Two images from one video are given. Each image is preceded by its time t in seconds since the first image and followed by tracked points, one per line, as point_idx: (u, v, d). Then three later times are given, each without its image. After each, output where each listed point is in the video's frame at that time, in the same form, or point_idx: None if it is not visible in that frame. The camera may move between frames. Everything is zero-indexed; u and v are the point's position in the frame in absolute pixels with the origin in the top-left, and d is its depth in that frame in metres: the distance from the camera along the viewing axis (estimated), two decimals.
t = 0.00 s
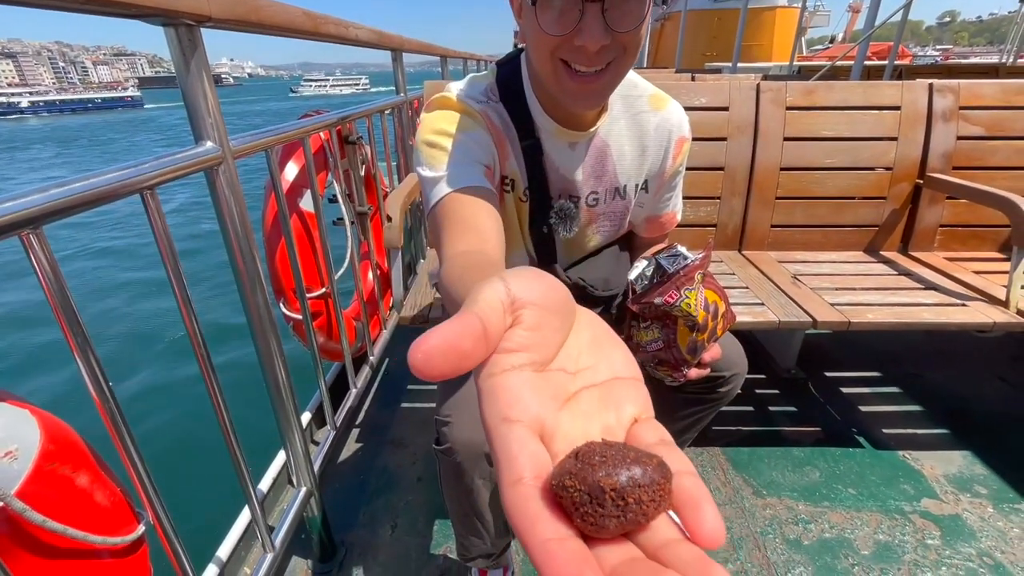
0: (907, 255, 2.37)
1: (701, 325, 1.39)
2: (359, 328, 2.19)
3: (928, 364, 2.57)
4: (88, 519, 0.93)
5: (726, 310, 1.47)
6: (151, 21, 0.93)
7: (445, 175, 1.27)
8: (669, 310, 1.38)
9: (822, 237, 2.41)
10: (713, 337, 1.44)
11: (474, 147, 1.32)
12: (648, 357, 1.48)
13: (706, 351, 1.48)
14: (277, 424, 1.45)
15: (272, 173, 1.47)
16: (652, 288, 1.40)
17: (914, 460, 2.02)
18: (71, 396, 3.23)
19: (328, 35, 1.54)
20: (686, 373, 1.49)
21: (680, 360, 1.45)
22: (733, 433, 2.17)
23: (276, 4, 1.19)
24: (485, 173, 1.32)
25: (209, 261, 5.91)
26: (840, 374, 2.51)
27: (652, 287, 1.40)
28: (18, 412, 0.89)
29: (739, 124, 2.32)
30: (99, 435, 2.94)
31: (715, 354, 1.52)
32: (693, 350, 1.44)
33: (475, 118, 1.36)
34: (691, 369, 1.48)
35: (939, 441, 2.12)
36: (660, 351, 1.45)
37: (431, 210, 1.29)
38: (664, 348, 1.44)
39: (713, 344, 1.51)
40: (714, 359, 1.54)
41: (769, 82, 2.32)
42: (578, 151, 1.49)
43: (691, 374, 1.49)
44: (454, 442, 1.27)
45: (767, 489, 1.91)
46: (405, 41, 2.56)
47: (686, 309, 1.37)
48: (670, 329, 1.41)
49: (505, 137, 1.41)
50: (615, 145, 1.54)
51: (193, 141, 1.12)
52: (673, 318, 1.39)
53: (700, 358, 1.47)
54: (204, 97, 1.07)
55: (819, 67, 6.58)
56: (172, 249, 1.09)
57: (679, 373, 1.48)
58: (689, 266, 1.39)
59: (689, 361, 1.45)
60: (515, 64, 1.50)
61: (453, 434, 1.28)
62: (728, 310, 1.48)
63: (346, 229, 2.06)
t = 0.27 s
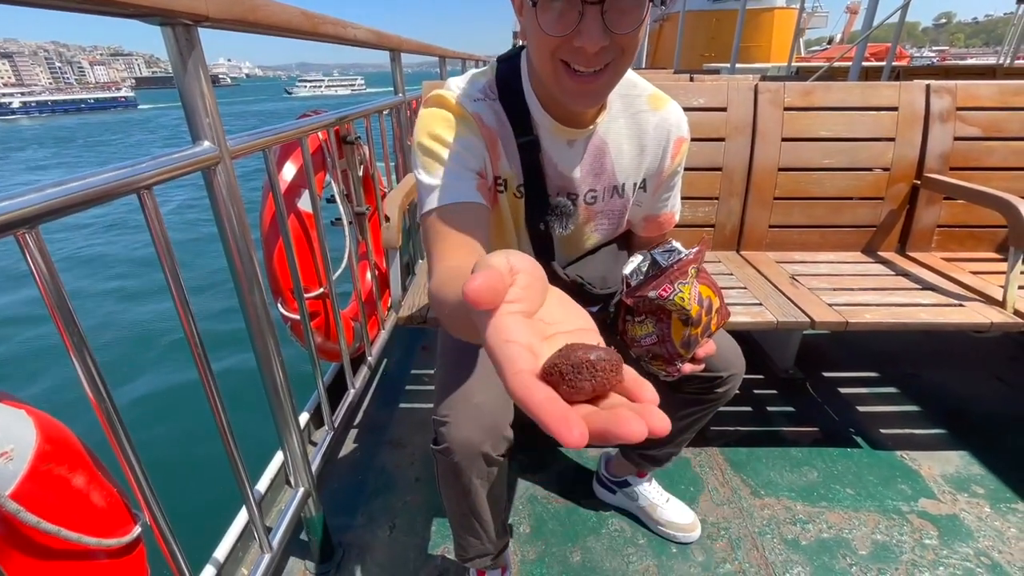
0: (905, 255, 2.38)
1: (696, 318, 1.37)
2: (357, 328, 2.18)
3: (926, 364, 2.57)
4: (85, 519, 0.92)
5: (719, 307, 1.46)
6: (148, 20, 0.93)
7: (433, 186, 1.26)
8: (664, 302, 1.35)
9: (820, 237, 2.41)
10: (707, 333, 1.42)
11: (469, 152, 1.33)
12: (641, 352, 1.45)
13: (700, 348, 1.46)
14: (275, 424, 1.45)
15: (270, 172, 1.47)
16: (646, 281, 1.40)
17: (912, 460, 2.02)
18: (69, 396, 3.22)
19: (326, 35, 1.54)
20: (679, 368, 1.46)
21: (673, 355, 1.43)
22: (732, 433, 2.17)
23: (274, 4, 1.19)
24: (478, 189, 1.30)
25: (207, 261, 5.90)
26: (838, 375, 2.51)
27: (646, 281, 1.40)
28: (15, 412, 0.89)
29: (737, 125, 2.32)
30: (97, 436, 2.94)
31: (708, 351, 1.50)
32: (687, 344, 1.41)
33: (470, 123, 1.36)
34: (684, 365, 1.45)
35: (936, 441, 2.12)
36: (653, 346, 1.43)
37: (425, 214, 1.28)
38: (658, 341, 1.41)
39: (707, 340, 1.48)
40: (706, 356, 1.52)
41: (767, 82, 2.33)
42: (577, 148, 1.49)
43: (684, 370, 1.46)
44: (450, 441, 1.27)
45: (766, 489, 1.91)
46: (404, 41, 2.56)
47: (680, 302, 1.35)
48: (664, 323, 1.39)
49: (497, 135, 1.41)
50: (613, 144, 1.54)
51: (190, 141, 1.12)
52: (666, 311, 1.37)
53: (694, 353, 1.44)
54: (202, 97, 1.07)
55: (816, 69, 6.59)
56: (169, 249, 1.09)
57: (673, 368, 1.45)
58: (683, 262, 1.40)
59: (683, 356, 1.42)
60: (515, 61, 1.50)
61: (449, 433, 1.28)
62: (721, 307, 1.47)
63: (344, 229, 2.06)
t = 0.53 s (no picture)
0: (901, 258, 2.39)
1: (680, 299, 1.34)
2: (355, 331, 2.18)
3: (922, 367, 2.58)
4: (82, 520, 0.92)
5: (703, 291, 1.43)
6: (148, 24, 0.93)
7: (427, 183, 1.36)
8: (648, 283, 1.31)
9: (817, 240, 2.43)
10: (692, 318, 1.39)
11: (461, 147, 1.40)
12: (626, 335, 1.41)
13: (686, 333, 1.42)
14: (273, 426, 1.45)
15: (269, 175, 1.47)
16: (631, 262, 1.34)
17: (908, 462, 2.03)
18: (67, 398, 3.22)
19: (324, 39, 1.55)
20: (662, 352, 1.42)
21: (658, 338, 1.39)
22: (729, 435, 2.18)
23: (273, 8, 1.20)
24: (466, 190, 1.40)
25: (205, 264, 5.90)
26: (835, 377, 2.52)
27: (631, 262, 1.34)
28: (14, 414, 0.89)
29: (733, 128, 2.34)
30: (96, 439, 2.94)
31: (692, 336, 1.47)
32: (672, 327, 1.38)
33: (471, 122, 1.41)
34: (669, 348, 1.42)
35: (933, 443, 2.13)
36: (639, 329, 1.39)
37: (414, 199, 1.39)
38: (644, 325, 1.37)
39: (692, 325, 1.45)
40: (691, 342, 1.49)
41: (764, 86, 2.34)
42: (574, 138, 1.51)
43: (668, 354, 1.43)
44: (444, 438, 1.28)
45: (763, 491, 1.92)
46: (402, 45, 2.57)
47: (665, 284, 1.31)
48: (650, 306, 1.36)
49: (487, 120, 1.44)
50: (610, 139, 1.55)
51: (189, 144, 1.13)
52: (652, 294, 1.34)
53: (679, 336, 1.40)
54: (201, 100, 1.07)
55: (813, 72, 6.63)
56: (168, 252, 1.09)
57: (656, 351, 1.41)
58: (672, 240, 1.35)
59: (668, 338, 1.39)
60: (520, 54, 1.52)
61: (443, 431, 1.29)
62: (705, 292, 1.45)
63: (342, 232, 2.07)
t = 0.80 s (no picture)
0: (898, 263, 2.41)
1: (659, 260, 1.37)
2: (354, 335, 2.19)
3: (920, 372, 2.60)
4: (83, 522, 0.93)
5: (684, 259, 1.47)
6: (153, 31, 0.95)
7: (427, 167, 1.46)
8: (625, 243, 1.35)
9: (814, 245, 2.44)
10: (672, 282, 1.42)
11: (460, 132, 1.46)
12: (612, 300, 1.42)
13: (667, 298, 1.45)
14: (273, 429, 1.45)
15: (270, 180, 1.48)
16: (612, 225, 1.37)
17: (906, 467, 2.04)
18: (66, 403, 3.22)
19: (327, 46, 1.56)
20: (645, 316, 1.43)
21: (639, 300, 1.40)
22: (728, 440, 2.19)
23: (276, 15, 1.22)
24: (461, 174, 1.49)
25: (204, 270, 5.90)
26: (833, 382, 2.53)
27: (612, 225, 1.37)
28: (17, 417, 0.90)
29: (731, 134, 2.36)
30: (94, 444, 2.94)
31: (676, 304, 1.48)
32: (651, 289, 1.40)
33: (469, 110, 1.47)
34: (651, 312, 1.43)
35: (930, 447, 2.14)
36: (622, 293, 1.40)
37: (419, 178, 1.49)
38: (624, 287, 1.39)
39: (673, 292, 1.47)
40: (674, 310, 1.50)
41: (761, 93, 2.36)
42: (571, 122, 1.53)
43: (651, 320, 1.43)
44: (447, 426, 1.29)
45: (762, 496, 1.92)
46: (403, 51, 2.59)
47: (644, 245, 1.34)
48: (632, 270, 1.38)
49: (483, 105, 1.48)
50: (604, 127, 1.56)
51: (192, 149, 1.14)
52: (633, 256, 1.36)
53: (660, 300, 1.42)
54: (204, 105, 1.09)
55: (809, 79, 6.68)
56: (170, 256, 1.10)
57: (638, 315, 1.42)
58: (649, 203, 1.40)
59: (648, 300, 1.41)
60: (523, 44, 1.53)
61: (446, 420, 1.31)
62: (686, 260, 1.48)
63: (343, 237, 2.08)
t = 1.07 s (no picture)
0: (896, 271, 2.41)
1: (638, 212, 1.41)
2: (352, 343, 2.17)
3: (919, 380, 2.59)
4: (69, 535, 0.91)
5: (667, 220, 1.50)
6: (150, 39, 0.95)
7: (424, 160, 1.47)
8: (602, 197, 1.40)
9: (812, 253, 2.44)
10: (655, 236, 1.44)
11: (455, 128, 1.47)
12: (600, 258, 1.42)
13: (654, 255, 1.45)
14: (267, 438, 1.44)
15: (267, 187, 1.48)
16: (593, 184, 1.45)
17: (907, 476, 2.03)
18: (62, 411, 3.20)
19: (325, 53, 1.57)
20: (634, 271, 1.42)
21: (626, 254, 1.42)
22: (727, 448, 2.17)
23: (274, 23, 1.22)
24: (456, 167, 1.49)
25: (202, 277, 5.90)
26: (833, 390, 2.52)
27: (594, 184, 1.45)
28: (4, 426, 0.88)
29: (728, 142, 2.36)
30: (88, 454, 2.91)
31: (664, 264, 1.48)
32: (636, 241, 1.42)
33: (463, 105, 1.48)
34: (639, 267, 1.42)
35: (931, 456, 2.12)
36: (609, 249, 1.41)
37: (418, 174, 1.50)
38: (609, 244, 1.42)
39: (660, 252, 1.48)
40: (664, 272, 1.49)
41: (758, 102, 2.37)
42: (562, 117, 1.53)
43: (641, 275, 1.42)
44: (438, 432, 1.28)
45: (762, 505, 1.90)
46: (402, 60, 2.60)
47: (623, 197, 1.40)
48: (616, 227, 1.41)
49: (478, 101, 1.49)
50: (594, 124, 1.57)
51: (188, 156, 1.14)
52: (615, 212, 1.41)
53: (646, 254, 1.43)
54: (201, 111, 1.08)
55: (806, 88, 6.73)
56: (165, 263, 1.09)
57: (627, 271, 1.42)
58: (624, 163, 1.47)
59: (634, 253, 1.42)
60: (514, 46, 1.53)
61: (437, 425, 1.29)
62: (670, 222, 1.50)
63: (340, 244, 2.07)
